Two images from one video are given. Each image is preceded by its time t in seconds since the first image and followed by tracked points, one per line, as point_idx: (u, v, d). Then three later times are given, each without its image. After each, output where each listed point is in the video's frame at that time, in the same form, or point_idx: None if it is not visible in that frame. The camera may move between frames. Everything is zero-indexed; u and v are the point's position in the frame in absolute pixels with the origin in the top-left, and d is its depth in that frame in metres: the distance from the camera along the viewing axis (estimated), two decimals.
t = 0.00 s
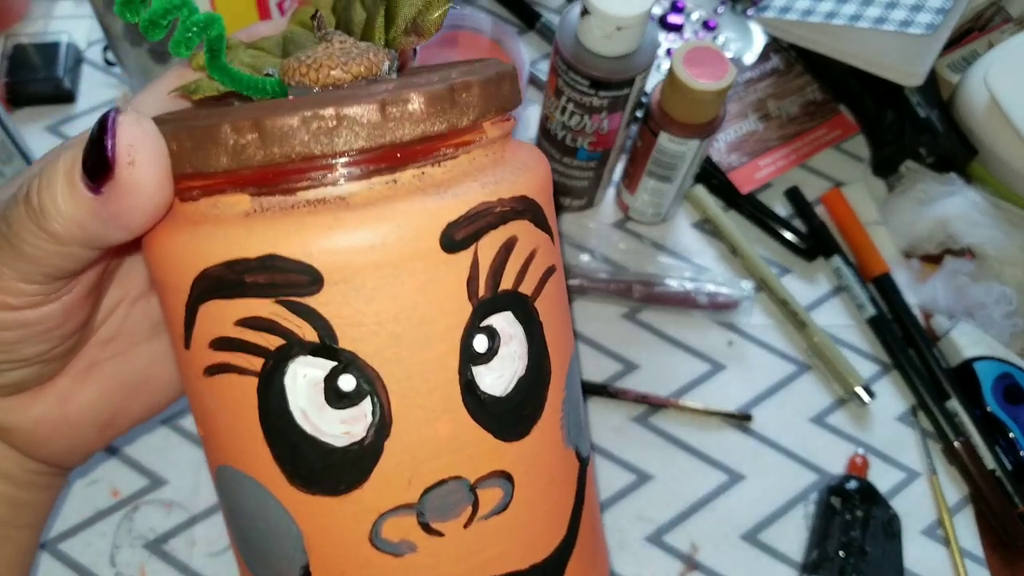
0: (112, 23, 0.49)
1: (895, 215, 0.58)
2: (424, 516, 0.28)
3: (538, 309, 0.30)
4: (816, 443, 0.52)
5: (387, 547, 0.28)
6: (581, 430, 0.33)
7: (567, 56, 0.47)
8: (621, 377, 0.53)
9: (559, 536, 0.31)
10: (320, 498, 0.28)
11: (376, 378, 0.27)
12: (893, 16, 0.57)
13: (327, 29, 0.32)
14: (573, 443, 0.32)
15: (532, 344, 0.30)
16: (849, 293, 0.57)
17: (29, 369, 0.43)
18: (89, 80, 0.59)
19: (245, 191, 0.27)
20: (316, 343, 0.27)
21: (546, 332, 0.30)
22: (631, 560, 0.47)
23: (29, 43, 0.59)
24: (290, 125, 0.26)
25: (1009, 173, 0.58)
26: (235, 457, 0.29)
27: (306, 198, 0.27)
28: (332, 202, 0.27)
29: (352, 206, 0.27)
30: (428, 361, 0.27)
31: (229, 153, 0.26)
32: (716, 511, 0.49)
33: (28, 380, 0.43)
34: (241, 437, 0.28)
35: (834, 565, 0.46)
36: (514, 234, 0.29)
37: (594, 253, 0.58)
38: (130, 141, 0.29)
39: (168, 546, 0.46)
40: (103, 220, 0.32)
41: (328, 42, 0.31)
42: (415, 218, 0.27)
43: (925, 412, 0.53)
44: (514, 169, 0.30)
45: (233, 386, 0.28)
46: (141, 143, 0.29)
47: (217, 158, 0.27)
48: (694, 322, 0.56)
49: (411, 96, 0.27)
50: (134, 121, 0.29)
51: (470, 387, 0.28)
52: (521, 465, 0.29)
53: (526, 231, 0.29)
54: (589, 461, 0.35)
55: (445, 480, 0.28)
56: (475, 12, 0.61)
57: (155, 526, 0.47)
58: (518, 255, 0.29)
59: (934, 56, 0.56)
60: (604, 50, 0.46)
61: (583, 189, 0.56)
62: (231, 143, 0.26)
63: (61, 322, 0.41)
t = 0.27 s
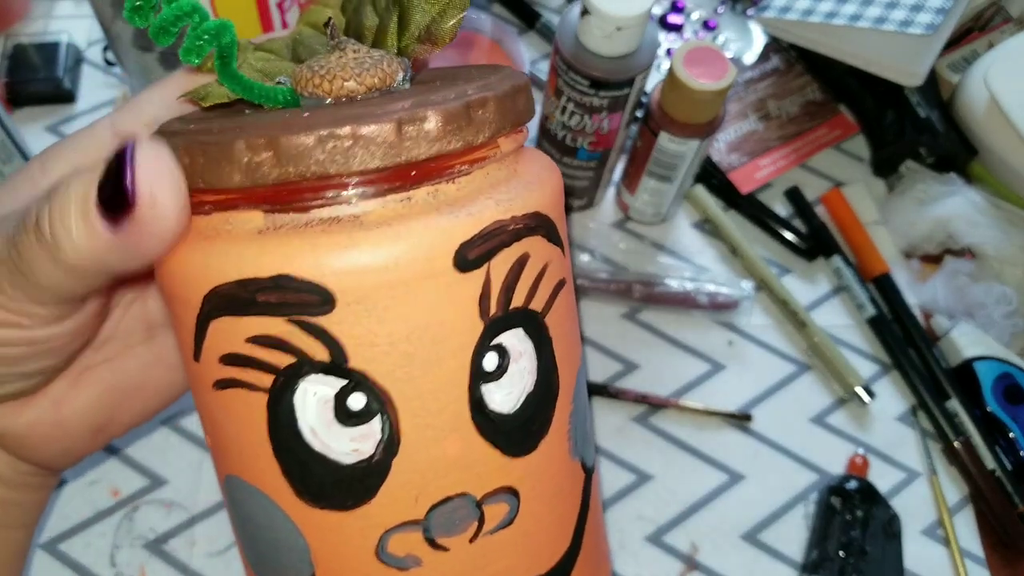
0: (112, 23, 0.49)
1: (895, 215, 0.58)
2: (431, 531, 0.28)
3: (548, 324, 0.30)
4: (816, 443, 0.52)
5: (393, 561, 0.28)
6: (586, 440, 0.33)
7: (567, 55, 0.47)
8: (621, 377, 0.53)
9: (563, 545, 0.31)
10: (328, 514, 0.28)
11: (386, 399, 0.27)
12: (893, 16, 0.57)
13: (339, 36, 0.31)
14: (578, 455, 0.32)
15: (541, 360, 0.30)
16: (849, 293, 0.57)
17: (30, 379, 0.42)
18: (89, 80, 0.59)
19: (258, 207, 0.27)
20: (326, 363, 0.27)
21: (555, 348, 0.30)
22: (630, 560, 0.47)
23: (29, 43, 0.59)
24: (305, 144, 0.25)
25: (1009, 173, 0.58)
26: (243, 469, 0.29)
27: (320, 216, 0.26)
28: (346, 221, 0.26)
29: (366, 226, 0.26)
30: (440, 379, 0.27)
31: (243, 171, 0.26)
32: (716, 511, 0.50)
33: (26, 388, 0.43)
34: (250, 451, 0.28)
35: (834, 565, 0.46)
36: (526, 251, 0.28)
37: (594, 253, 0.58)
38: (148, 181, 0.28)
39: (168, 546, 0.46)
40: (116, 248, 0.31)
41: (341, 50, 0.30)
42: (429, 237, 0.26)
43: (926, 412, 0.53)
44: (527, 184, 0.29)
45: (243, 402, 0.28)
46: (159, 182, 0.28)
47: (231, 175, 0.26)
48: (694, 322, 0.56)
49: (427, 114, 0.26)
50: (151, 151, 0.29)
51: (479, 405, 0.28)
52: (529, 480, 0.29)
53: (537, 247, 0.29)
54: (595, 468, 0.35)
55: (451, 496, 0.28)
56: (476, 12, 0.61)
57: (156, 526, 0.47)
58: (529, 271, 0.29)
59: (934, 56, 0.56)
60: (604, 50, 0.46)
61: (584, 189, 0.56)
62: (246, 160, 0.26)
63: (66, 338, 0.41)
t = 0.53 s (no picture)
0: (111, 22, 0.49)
1: (895, 215, 0.58)
2: (427, 545, 0.28)
3: (545, 343, 0.29)
4: (816, 443, 0.52)
5: (392, 570, 0.29)
6: (590, 448, 0.33)
7: (567, 56, 0.47)
8: (621, 377, 0.53)
9: (564, 553, 0.31)
10: (327, 527, 0.28)
11: (376, 421, 0.27)
12: (893, 16, 0.57)
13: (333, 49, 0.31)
14: (580, 465, 0.32)
15: (537, 379, 0.29)
16: (849, 293, 0.57)
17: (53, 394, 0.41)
18: (89, 80, 0.59)
19: (246, 234, 0.27)
20: (316, 387, 0.26)
21: (554, 365, 0.30)
22: (631, 560, 0.47)
23: (29, 43, 0.59)
24: (285, 174, 0.25)
25: (1009, 173, 0.58)
26: (249, 480, 0.29)
27: (304, 243, 0.26)
28: (331, 249, 0.26)
29: (349, 254, 0.25)
30: (431, 400, 0.27)
31: (226, 200, 0.26)
32: (716, 511, 0.50)
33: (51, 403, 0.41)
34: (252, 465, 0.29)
35: (834, 565, 0.46)
36: (520, 273, 0.27)
37: (594, 253, 0.58)
38: (151, 203, 0.27)
39: (168, 546, 0.46)
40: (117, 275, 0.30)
41: (333, 64, 0.29)
42: (414, 265, 0.25)
43: (926, 412, 0.53)
44: (521, 203, 0.28)
45: (241, 419, 0.28)
46: (161, 205, 0.27)
47: (215, 204, 0.26)
48: (694, 322, 0.56)
49: (408, 141, 0.25)
50: (154, 175, 0.28)
51: (472, 427, 0.27)
52: (526, 494, 0.29)
53: (533, 268, 0.28)
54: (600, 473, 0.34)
55: (445, 512, 0.28)
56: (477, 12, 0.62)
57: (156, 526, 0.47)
58: (524, 291, 0.28)
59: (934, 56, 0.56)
60: (604, 50, 0.46)
61: (584, 189, 0.56)
62: (228, 190, 0.25)
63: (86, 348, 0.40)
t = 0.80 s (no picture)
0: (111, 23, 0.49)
1: (895, 215, 0.58)
2: (471, 534, 0.30)
3: (550, 360, 0.30)
4: (816, 443, 0.52)
5: (443, 561, 0.30)
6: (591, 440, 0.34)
7: (567, 56, 0.47)
8: (622, 377, 0.53)
9: (579, 535, 0.33)
10: (386, 527, 0.29)
11: (427, 439, 0.28)
12: (892, 16, 0.57)
13: (358, 138, 0.32)
14: (587, 458, 0.33)
15: (548, 392, 0.30)
16: (849, 293, 0.57)
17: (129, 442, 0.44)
18: (90, 80, 0.59)
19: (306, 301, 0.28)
20: (374, 415, 0.28)
21: (559, 376, 0.31)
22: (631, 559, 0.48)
23: (28, 42, 0.58)
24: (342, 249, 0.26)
25: (1009, 173, 0.58)
26: (310, 493, 0.31)
27: (356, 303, 0.27)
28: (377, 305, 0.27)
29: (397, 309, 0.27)
30: (463, 417, 0.28)
31: (292, 275, 0.27)
32: (716, 511, 0.50)
33: (128, 449, 0.45)
34: (316, 480, 0.30)
35: (833, 565, 0.47)
36: (527, 308, 0.29)
37: (594, 253, 0.58)
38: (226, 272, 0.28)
39: (169, 545, 0.47)
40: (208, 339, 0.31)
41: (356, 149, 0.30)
42: (446, 312, 0.27)
43: (925, 412, 0.53)
44: (523, 246, 0.29)
45: (310, 451, 0.29)
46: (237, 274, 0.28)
47: (283, 279, 0.27)
48: (694, 322, 0.56)
49: (436, 213, 0.27)
50: (229, 254, 0.29)
51: (499, 436, 0.29)
52: (545, 484, 0.31)
53: (536, 302, 0.29)
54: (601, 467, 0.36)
55: (485, 505, 0.29)
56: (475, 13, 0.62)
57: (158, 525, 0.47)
58: (531, 323, 0.29)
59: (933, 57, 0.57)
60: (604, 50, 0.46)
61: (584, 189, 0.56)
62: (294, 268, 0.27)
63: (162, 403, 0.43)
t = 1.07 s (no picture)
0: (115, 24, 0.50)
1: (892, 215, 0.59)
2: (440, 511, 0.30)
3: (507, 348, 0.31)
4: (815, 442, 0.52)
5: (415, 538, 0.30)
6: (559, 427, 0.34)
7: (567, 58, 0.48)
8: (621, 376, 0.54)
9: (546, 515, 0.33)
10: (360, 505, 0.30)
11: (391, 418, 0.28)
12: (890, 18, 0.57)
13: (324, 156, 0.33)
14: (553, 442, 0.33)
15: (505, 377, 0.31)
16: (846, 293, 0.57)
17: (133, 450, 0.45)
18: (92, 81, 0.60)
19: (277, 296, 0.28)
20: (343, 398, 0.28)
21: (522, 365, 0.31)
22: (631, 557, 0.48)
23: (31, 44, 0.59)
24: (305, 246, 0.27)
25: (1005, 174, 0.58)
26: (287, 472, 0.31)
27: (320, 296, 0.28)
28: (339, 297, 0.28)
29: (357, 302, 0.28)
30: (420, 400, 0.28)
31: (260, 273, 0.27)
32: (716, 510, 0.50)
33: (132, 458, 0.46)
34: (291, 457, 0.30)
35: (831, 563, 0.47)
36: (483, 298, 0.29)
37: (593, 253, 0.58)
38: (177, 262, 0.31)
39: (171, 543, 0.47)
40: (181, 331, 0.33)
41: (323, 165, 0.31)
42: (404, 302, 0.28)
43: (922, 411, 0.53)
44: (479, 244, 0.30)
45: (284, 434, 0.30)
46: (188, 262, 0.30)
47: (251, 276, 0.28)
48: (693, 322, 0.56)
49: (387, 214, 0.27)
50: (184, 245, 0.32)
51: (460, 419, 0.29)
52: (513, 464, 0.31)
53: (490, 295, 0.30)
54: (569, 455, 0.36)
55: (452, 483, 0.30)
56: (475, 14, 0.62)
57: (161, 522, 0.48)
58: (485, 312, 0.30)
59: (929, 58, 0.56)
60: (604, 52, 0.46)
61: (584, 189, 0.57)
62: (261, 265, 0.27)
63: (157, 406, 0.43)
